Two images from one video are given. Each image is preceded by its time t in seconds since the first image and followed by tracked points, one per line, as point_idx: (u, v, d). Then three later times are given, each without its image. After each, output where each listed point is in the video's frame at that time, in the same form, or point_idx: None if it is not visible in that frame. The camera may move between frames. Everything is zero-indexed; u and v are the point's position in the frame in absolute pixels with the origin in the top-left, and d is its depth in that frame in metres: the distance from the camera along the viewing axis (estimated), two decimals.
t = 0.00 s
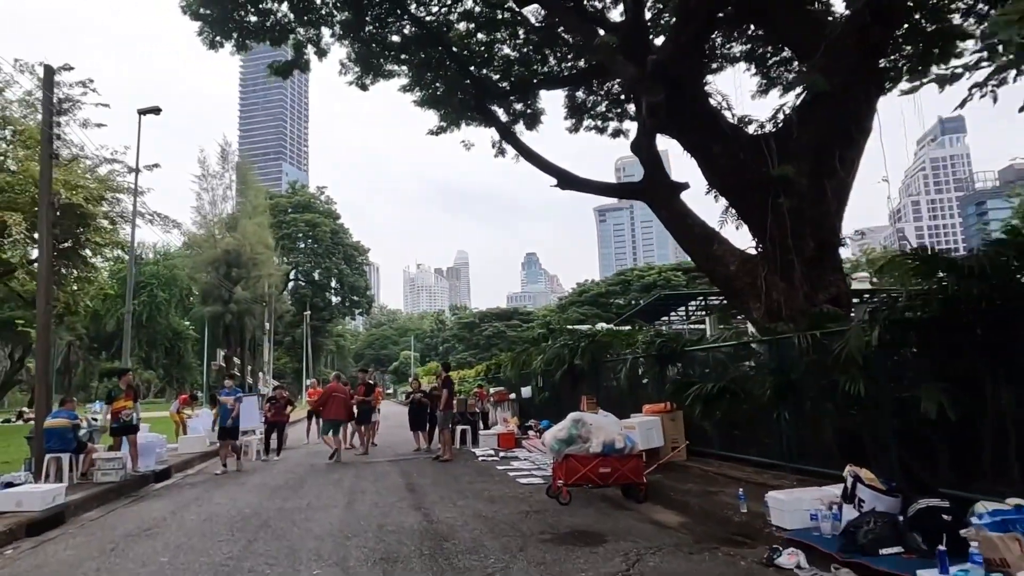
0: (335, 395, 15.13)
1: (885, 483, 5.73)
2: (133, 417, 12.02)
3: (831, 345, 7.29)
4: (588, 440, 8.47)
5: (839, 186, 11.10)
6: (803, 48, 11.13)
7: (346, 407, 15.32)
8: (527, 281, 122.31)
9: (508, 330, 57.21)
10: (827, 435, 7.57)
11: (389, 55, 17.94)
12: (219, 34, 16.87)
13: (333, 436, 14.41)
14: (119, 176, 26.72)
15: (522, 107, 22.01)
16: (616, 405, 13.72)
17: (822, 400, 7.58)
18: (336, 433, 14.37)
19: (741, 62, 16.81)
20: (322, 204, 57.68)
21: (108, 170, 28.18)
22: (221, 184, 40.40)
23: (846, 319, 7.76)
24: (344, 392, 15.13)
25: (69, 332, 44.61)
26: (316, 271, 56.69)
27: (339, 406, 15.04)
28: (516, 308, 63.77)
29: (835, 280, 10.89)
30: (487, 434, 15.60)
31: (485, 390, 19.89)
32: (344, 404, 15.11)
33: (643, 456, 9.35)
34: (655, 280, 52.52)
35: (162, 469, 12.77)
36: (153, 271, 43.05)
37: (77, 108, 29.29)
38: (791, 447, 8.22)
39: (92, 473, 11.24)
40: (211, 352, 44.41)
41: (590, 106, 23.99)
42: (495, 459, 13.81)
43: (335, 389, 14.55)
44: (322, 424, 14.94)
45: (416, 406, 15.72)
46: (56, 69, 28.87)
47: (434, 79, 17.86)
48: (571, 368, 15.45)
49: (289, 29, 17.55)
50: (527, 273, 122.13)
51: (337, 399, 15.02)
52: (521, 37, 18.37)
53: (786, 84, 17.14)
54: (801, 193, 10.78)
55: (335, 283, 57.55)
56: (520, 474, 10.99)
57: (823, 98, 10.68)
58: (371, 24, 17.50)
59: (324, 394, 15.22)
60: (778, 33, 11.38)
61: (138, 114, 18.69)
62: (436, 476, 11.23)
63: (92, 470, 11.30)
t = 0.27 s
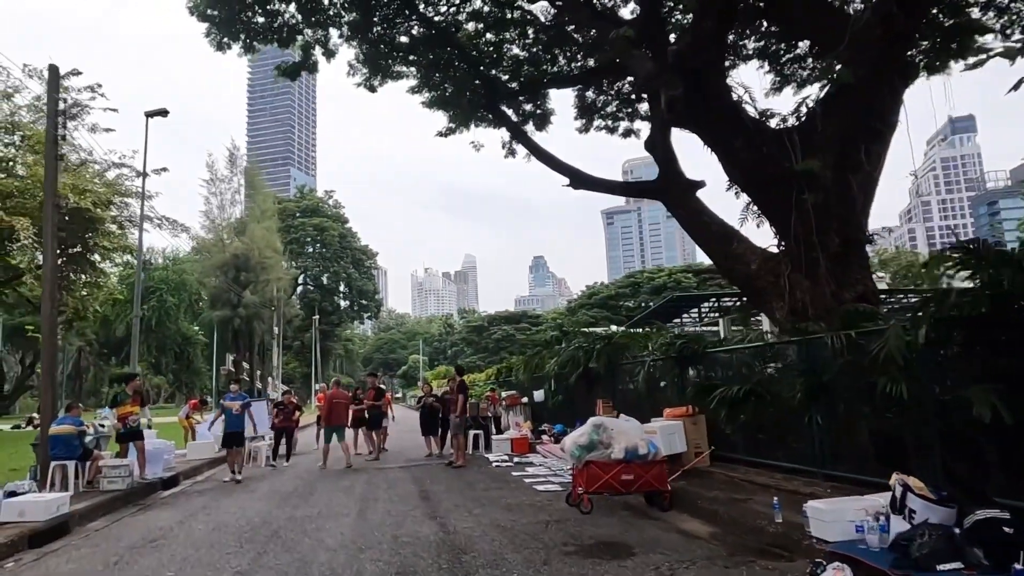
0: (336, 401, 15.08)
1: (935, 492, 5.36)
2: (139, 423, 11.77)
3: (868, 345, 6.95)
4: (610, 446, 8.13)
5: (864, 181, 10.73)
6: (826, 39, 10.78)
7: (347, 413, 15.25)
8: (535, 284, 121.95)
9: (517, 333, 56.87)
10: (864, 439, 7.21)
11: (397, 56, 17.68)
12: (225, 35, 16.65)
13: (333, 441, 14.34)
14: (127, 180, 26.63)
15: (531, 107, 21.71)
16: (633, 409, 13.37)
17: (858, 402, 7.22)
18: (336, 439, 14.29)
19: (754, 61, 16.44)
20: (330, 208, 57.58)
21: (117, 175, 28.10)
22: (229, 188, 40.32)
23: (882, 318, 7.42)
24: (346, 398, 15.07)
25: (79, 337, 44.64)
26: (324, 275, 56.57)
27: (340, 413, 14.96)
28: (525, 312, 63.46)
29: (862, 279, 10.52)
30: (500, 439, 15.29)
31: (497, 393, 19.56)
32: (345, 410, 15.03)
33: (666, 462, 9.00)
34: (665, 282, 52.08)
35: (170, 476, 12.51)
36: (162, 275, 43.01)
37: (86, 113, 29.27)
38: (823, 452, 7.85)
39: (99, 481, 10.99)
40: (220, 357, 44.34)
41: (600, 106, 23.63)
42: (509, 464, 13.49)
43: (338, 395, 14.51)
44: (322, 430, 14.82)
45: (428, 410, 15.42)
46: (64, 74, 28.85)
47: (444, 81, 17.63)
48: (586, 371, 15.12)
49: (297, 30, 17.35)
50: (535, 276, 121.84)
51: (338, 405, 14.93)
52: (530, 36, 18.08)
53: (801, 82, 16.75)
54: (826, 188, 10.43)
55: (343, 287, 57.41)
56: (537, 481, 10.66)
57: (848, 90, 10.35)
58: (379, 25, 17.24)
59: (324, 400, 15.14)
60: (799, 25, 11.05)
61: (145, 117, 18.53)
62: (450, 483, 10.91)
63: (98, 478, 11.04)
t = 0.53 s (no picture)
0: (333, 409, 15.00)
1: (986, 504, 5.03)
2: (145, 430, 11.55)
3: (905, 346, 6.62)
4: (631, 453, 7.82)
5: (889, 177, 10.38)
6: (847, 31, 10.46)
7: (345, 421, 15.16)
8: (542, 287, 121.69)
9: (525, 337, 56.62)
10: (900, 445, 6.87)
11: (403, 57, 17.55)
12: (231, 37, 16.45)
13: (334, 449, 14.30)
14: (134, 185, 26.54)
15: (540, 107, 21.43)
16: (650, 413, 13.06)
17: (893, 407, 6.89)
18: (337, 447, 14.24)
19: (766, 59, 16.09)
20: (337, 212, 57.51)
21: (123, 179, 28.03)
22: (236, 192, 40.24)
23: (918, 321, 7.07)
24: (346, 406, 15.01)
25: (88, 343, 44.66)
26: (331, 279, 56.47)
27: (339, 421, 14.88)
28: (532, 314, 63.17)
29: (888, 278, 10.18)
30: (512, 445, 14.99)
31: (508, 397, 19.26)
32: (344, 418, 14.95)
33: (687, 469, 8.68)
34: (674, 283, 51.68)
35: (177, 484, 12.26)
36: (169, 280, 42.99)
37: (93, 118, 29.24)
38: (854, 458, 7.51)
39: (104, 489, 10.75)
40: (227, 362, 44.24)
41: (609, 106, 23.31)
42: (522, 470, 13.20)
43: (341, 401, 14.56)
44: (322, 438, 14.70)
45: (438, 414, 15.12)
46: (71, 80, 28.82)
47: (451, 83, 17.37)
48: (600, 374, 14.82)
49: (303, 31, 17.15)
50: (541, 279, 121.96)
51: (337, 413, 14.88)
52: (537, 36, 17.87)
53: (814, 80, 16.38)
54: (849, 184, 10.08)
55: (350, 291, 57.30)
56: (552, 488, 10.36)
57: (872, 83, 10.02)
58: (386, 26, 17.00)
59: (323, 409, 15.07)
60: (821, 17, 10.74)
61: (151, 120, 18.35)
62: (463, 490, 10.61)
63: (103, 486, 10.81)
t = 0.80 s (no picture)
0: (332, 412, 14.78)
1: None
2: (147, 434, 11.26)
3: (941, 342, 6.29)
4: (648, 456, 7.50)
5: (910, 168, 10.02)
6: (866, 19, 10.13)
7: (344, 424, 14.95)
8: (546, 288, 121.34)
9: (529, 338, 56.30)
10: (934, 447, 6.53)
11: (406, 56, 17.23)
12: (233, 36, 16.13)
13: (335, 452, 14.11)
14: (136, 186, 26.33)
15: (545, 105, 21.09)
16: (662, 414, 12.74)
17: (927, 406, 6.55)
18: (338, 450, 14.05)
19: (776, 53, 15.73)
20: (340, 213, 57.31)
21: (125, 181, 27.82)
22: (239, 194, 40.03)
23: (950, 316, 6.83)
24: (345, 408, 14.78)
25: (92, 346, 44.50)
26: (335, 281, 56.23)
27: (338, 423, 14.67)
28: (536, 315, 62.84)
29: (909, 274, 9.83)
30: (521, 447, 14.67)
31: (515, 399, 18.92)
32: (343, 421, 14.74)
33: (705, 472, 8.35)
34: (680, 283, 51.28)
35: (178, 489, 11.95)
36: (173, 283, 42.83)
37: (96, 120, 29.09)
38: (883, 461, 7.16)
39: (102, 496, 10.45)
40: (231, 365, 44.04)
41: (614, 104, 22.95)
42: (532, 473, 12.88)
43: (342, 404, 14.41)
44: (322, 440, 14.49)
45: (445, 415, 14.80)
46: (72, 81, 28.64)
47: (454, 80, 17.69)
48: (610, 375, 14.50)
49: (305, 29, 16.87)
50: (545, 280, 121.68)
51: (336, 416, 14.66)
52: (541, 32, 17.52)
53: (825, 75, 15.99)
54: (869, 176, 9.74)
55: (354, 293, 57.07)
56: (564, 492, 10.04)
57: (893, 71, 9.67)
58: (389, 24, 16.66)
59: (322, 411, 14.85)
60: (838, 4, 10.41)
61: (151, 120, 18.09)
62: (472, 495, 10.28)
63: (102, 492, 10.52)
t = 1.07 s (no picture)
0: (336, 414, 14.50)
1: None
2: (155, 438, 10.99)
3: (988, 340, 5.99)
4: (671, 461, 7.17)
5: (938, 162, 9.67)
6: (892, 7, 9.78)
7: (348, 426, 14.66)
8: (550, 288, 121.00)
9: (535, 339, 55.93)
10: (977, 451, 6.18)
11: (412, 53, 16.87)
12: (236, 32, 15.81)
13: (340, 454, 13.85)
14: (140, 187, 26.11)
15: (552, 103, 20.70)
16: (678, 416, 12.39)
17: (970, 409, 6.21)
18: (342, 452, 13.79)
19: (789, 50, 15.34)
20: (345, 214, 57.10)
21: (130, 181, 27.63)
22: (243, 195, 39.81)
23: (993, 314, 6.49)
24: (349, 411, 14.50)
25: (97, 347, 44.37)
26: (340, 282, 56.01)
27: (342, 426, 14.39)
28: (542, 316, 62.47)
29: (937, 270, 9.48)
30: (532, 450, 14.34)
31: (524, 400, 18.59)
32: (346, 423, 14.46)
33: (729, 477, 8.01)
34: (687, 283, 50.82)
35: (182, 495, 11.65)
36: (178, 285, 42.68)
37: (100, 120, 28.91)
38: (920, 466, 6.81)
39: (104, 502, 10.17)
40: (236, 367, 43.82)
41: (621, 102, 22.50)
42: (544, 477, 12.56)
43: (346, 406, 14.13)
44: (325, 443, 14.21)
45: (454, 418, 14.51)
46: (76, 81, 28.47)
47: (461, 78, 17.08)
48: (623, 376, 14.17)
49: (310, 26, 16.56)
50: (549, 281, 121.34)
51: (340, 418, 14.38)
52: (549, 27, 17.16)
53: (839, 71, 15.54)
54: (896, 170, 9.39)
55: (359, 294, 56.82)
56: (579, 498, 9.70)
57: (921, 61, 9.31)
58: (394, 21, 16.33)
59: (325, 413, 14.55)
60: None
61: (155, 118, 17.83)
62: (484, 500, 9.95)
63: (104, 499, 10.24)
